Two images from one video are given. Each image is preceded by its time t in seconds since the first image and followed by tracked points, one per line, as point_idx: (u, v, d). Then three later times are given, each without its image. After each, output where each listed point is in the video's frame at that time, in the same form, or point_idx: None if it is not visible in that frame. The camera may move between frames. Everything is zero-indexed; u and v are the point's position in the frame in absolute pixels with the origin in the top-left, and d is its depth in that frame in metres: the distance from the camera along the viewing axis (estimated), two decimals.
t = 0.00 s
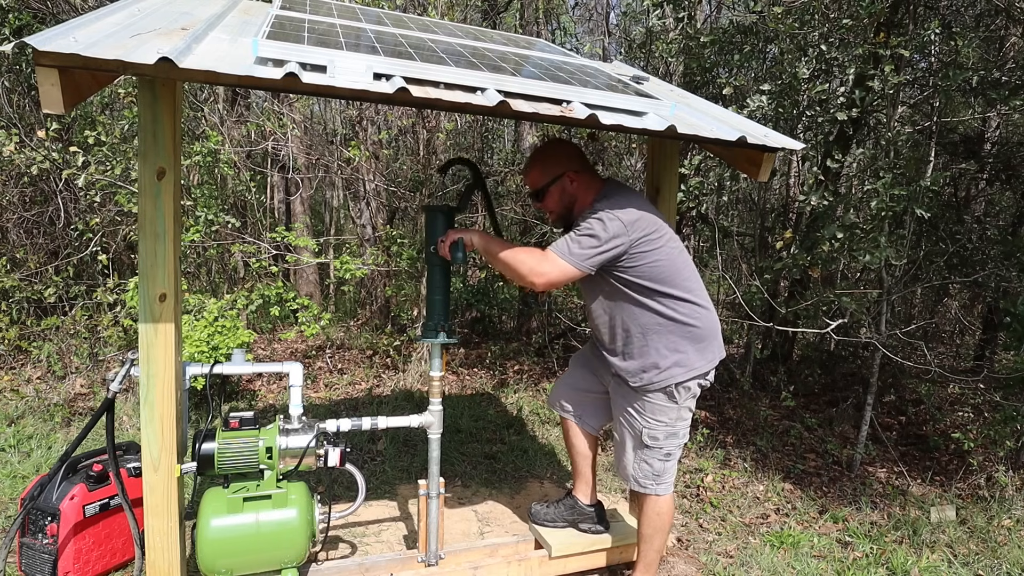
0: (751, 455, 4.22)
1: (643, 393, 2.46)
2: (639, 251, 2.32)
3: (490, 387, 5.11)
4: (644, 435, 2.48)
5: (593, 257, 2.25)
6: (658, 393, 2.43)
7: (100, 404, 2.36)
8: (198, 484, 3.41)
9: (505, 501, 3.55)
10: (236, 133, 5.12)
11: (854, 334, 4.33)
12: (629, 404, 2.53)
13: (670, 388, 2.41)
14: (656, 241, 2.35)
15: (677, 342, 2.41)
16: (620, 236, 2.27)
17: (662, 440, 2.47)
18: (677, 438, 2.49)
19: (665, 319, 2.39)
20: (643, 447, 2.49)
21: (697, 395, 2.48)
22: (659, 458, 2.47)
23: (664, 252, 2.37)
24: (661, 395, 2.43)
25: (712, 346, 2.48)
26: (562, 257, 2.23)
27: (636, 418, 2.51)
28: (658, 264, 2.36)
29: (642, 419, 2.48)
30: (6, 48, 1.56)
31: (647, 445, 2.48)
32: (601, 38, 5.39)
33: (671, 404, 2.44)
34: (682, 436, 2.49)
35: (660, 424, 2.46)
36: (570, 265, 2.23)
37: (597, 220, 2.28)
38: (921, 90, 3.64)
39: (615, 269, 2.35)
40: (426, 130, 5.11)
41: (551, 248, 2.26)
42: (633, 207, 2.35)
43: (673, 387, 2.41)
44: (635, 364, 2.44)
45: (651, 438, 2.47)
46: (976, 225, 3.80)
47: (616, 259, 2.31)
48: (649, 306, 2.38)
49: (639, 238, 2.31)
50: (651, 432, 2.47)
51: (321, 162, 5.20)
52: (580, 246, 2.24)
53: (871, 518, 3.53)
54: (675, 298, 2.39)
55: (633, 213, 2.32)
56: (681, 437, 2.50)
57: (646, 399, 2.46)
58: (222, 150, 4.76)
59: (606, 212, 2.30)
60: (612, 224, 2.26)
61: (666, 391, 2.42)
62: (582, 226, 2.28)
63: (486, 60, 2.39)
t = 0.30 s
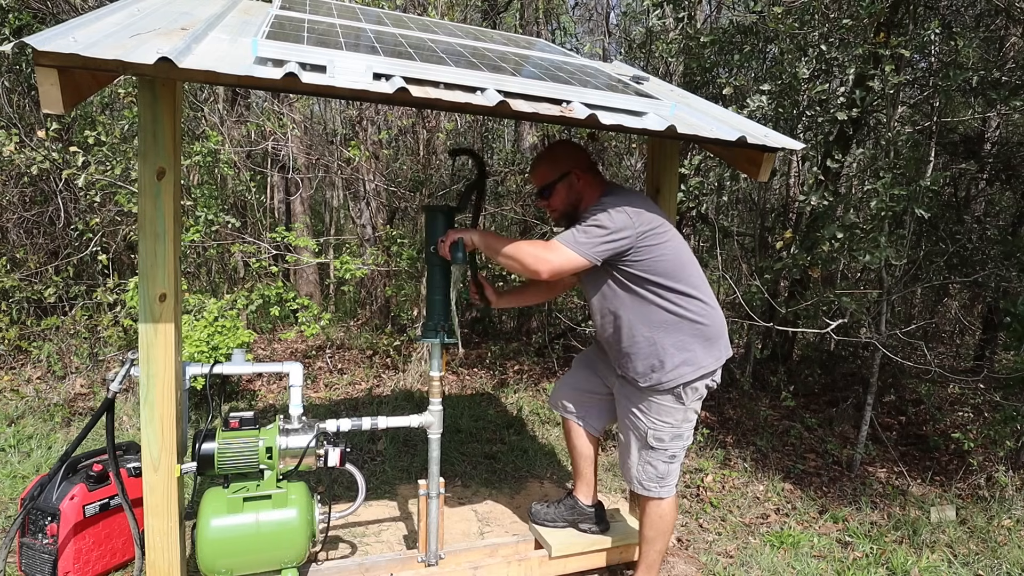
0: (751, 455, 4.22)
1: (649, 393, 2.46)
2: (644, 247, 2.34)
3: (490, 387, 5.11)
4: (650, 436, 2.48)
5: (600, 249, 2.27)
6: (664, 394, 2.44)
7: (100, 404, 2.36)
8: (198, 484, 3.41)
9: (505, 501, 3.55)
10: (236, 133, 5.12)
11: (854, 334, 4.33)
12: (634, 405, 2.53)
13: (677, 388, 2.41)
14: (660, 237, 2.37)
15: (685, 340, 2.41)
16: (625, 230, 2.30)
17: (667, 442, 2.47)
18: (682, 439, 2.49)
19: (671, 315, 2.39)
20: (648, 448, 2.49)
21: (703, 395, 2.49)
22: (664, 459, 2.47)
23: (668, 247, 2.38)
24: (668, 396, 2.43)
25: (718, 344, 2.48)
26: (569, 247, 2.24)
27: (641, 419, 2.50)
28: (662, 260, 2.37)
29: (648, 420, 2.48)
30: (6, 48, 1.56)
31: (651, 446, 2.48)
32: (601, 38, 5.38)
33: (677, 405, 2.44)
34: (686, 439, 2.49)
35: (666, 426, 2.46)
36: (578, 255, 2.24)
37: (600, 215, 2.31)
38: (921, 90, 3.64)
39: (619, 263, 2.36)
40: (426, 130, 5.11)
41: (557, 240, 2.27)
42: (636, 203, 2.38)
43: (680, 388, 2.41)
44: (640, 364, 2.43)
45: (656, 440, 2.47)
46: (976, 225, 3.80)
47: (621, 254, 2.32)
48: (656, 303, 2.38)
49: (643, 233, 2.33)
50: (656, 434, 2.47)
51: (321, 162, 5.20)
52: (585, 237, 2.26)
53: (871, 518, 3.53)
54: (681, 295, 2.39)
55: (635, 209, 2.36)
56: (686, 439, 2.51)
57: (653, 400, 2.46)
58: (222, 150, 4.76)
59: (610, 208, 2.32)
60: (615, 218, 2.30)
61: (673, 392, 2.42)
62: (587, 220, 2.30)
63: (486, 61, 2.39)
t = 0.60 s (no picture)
0: (751, 455, 4.22)
1: (647, 388, 2.46)
2: (643, 239, 2.34)
3: (490, 387, 5.11)
4: (646, 433, 2.48)
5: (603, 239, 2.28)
6: (662, 390, 2.44)
7: (100, 404, 2.36)
8: (198, 484, 3.41)
9: (505, 501, 3.55)
10: (236, 133, 5.12)
11: (854, 334, 4.32)
12: (631, 401, 2.53)
13: (676, 384, 2.42)
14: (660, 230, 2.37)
15: (683, 335, 2.41)
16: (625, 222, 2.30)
17: (663, 439, 2.48)
18: (678, 436, 2.50)
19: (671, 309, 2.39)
20: (644, 445, 2.49)
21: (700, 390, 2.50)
22: (659, 456, 2.47)
23: (668, 240, 2.38)
24: (666, 392, 2.44)
25: (716, 339, 2.48)
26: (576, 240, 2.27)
27: (638, 416, 2.51)
28: (662, 253, 2.37)
29: (644, 417, 2.49)
30: (6, 48, 1.56)
31: (648, 443, 2.48)
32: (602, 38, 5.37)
33: (675, 402, 2.45)
34: (682, 436, 2.50)
35: (662, 422, 2.47)
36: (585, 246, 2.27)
37: (601, 207, 2.32)
38: (921, 90, 3.65)
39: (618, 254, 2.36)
40: (426, 130, 5.11)
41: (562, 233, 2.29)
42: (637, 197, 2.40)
43: (678, 384, 2.42)
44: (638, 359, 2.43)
45: (652, 436, 2.47)
46: (976, 225, 3.80)
47: (621, 246, 2.33)
48: (653, 298, 2.38)
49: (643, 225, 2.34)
50: (653, 430, 2.47)
51: (321, 162, 5.20)
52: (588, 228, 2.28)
53: (871, 518, 3.53)
54: (680, 289, 2.40)
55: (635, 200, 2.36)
56: (681, 437, 2.52)
57: (649, 397, 2.47)
58: (222, 150, 4.76)
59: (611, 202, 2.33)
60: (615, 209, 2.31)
61: (671, 389, 2.43)
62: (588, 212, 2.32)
63: (486, 61, 2.39)
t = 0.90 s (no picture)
0: (751, 455, 4.22)
1: (667, 401, 2.45)
2: (657, 246, 2.34)
3: (490, 387, 5.11)
4: (670, 447, 2.47)
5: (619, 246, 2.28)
6: (682, 403, 2.43)
7: (100, 404, 2.36)
8: (198, 484, 3.41)
9: (505, 501, 3.55)
10: (236, 133, 5.12)
11: (854, 334, 4.32)
12: (652, 416, 2.52)
13: (695, 396, 2.40)
14: (673, 237, 2.37)
15: (698, 342, 2.41)
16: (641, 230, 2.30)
17: (689, 451, 2.46)
18: (703, 447, 2.48)
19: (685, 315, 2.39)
20: (670, 459, 2.49)
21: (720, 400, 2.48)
22: (687, 468, 2.46)
23: (683, 245, 2.39)
24: (688, 404, 2.42)
25: (730, 346, 2.48)
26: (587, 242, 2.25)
27: (660, 430, 2.50)
28: (675, 259, 2.38)
29: (666, 431, 2.48)
30: (5, 48, 1.56)
31: (673, 457, 2.47)
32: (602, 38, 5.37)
33: (697, 414, 2.43)
34: (707, 446, 2.48)
35: (685, 435, 2.45)
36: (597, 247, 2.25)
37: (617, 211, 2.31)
38: (921, 90, 3.65)
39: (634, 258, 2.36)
40: (426, 130, 5.10)
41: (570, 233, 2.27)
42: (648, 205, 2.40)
43: (698, 396, 2.40)
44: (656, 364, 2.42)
45: (677, 450, 2.46)
46: (976, 225, 3.80)
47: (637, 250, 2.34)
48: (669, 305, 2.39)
49: (658, 232, 2.34)
50: (677, 444, 2.46)
51: (321, 162, 5.20)
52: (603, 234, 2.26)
53: (871, 518, 3.53)
54: (695, 294, 2.41)
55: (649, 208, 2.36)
56: (707, 447, 2.50)
57: (669, 411, 2.46)
58: (222, 150, 4.76)
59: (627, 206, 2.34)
60: (631, 218, 2.30)
61: (691, 401, 2.41)
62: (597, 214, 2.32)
63: (486, 61, 2.39)
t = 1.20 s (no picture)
0: (751, 455, 4.22)
1: (683, 402, 2.45)
2: (685, 257, 2.29)
3: (490, 387, 5.11)
4: (686, 447, 2.47)
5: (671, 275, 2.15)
6: (698, 403, 2.42)
7: (100, 404, 2.36)
8: (198, 484, 3.41)
9: (505, 501, 3.55)
10: (236, 133, 5.12)
11: (854, 334, 4.32)
12: (667, 416, 2.51)
13: (710, 397, 2.40)
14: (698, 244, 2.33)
15: (721, 348, 2.39)
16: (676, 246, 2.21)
17: (704, 452, 2.46)
18: (718, 448, 2.49)
19: (708, 323, 2.36)
20: (684, 459, 2.49)
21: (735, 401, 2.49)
22: (701, 469, 2.46)
23: (703, 255, 2.34)
24: (706, 406, 2.42)
25: (752, 350, 2.47)
26: (645, 288, 2.13)
27: (675, 430, 2.49)
28: (697, 271, 2.33)
29: (682, 431, 2.47)
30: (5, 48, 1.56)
31: (688, 457, 2.47)
32: (602, 38, 5.37)
33: (712, 415, 2.43)
34: (722, 447, 2.49)
35: (701, 435, 2.45)
36: (657, 290, 2.13)
37: (649, 240, 2.17)
38: (921, 90, 3.65)
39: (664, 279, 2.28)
40: (426, 130, 5.10)
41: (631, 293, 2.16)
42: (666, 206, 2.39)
43: (714, 397, 2.40)
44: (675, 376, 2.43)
45: (692, 450, 2.46)
46: (976, 225, 3.80)
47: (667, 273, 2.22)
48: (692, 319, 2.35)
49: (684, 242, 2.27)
50: (692, 445, 2.46)
51: (321, 162, 5.21)
52: (654, 266, 2.13)
53: (871, 518, 3.53)
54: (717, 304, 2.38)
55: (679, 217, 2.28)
56: (721, 447, 2.50)
57: (686, 411, 2.45)
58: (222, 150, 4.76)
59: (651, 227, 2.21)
60: (668, 235, 2.18)
61: (708, 402, 2.41)
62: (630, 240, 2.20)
63: (486, 61, 2.39)
